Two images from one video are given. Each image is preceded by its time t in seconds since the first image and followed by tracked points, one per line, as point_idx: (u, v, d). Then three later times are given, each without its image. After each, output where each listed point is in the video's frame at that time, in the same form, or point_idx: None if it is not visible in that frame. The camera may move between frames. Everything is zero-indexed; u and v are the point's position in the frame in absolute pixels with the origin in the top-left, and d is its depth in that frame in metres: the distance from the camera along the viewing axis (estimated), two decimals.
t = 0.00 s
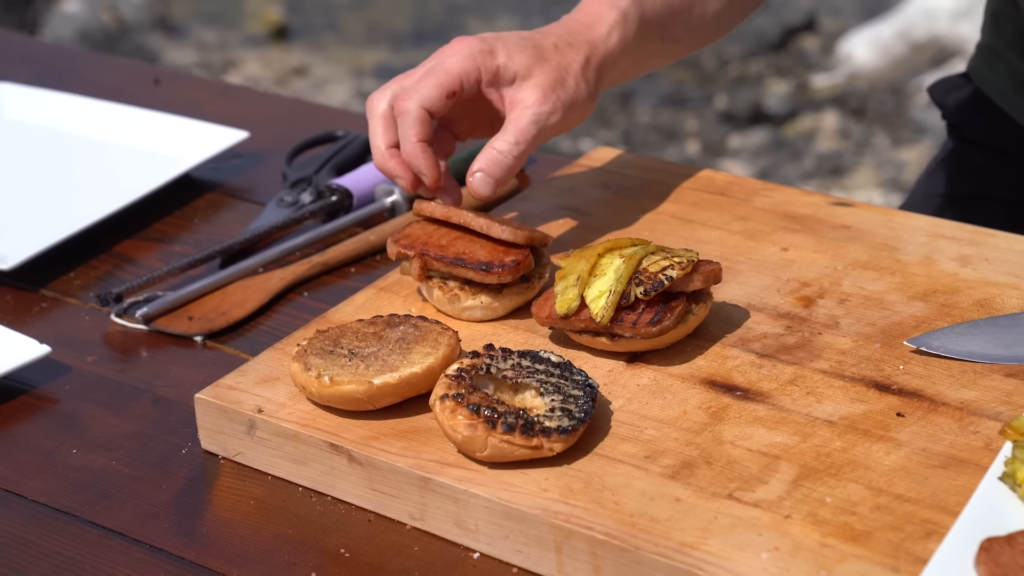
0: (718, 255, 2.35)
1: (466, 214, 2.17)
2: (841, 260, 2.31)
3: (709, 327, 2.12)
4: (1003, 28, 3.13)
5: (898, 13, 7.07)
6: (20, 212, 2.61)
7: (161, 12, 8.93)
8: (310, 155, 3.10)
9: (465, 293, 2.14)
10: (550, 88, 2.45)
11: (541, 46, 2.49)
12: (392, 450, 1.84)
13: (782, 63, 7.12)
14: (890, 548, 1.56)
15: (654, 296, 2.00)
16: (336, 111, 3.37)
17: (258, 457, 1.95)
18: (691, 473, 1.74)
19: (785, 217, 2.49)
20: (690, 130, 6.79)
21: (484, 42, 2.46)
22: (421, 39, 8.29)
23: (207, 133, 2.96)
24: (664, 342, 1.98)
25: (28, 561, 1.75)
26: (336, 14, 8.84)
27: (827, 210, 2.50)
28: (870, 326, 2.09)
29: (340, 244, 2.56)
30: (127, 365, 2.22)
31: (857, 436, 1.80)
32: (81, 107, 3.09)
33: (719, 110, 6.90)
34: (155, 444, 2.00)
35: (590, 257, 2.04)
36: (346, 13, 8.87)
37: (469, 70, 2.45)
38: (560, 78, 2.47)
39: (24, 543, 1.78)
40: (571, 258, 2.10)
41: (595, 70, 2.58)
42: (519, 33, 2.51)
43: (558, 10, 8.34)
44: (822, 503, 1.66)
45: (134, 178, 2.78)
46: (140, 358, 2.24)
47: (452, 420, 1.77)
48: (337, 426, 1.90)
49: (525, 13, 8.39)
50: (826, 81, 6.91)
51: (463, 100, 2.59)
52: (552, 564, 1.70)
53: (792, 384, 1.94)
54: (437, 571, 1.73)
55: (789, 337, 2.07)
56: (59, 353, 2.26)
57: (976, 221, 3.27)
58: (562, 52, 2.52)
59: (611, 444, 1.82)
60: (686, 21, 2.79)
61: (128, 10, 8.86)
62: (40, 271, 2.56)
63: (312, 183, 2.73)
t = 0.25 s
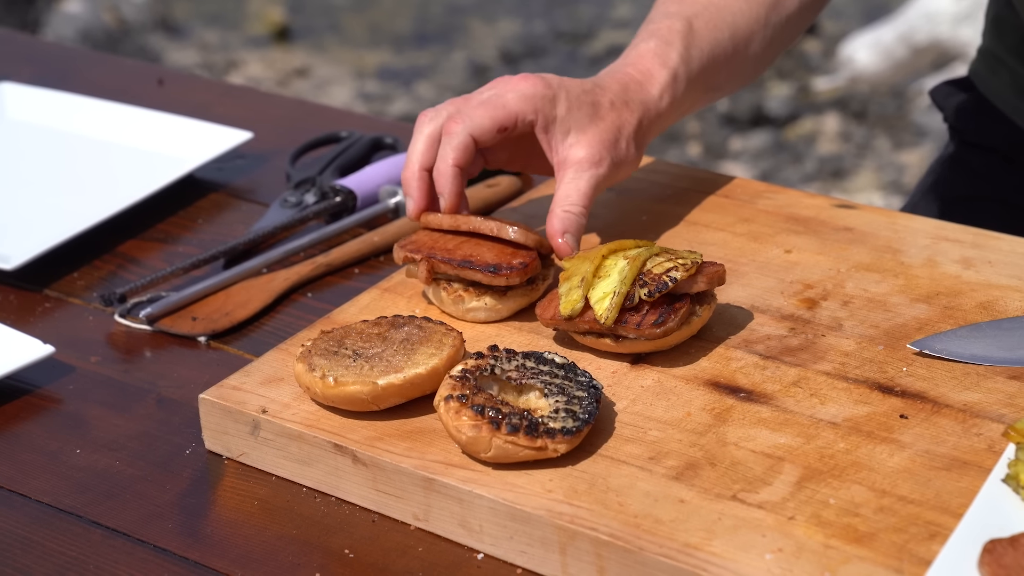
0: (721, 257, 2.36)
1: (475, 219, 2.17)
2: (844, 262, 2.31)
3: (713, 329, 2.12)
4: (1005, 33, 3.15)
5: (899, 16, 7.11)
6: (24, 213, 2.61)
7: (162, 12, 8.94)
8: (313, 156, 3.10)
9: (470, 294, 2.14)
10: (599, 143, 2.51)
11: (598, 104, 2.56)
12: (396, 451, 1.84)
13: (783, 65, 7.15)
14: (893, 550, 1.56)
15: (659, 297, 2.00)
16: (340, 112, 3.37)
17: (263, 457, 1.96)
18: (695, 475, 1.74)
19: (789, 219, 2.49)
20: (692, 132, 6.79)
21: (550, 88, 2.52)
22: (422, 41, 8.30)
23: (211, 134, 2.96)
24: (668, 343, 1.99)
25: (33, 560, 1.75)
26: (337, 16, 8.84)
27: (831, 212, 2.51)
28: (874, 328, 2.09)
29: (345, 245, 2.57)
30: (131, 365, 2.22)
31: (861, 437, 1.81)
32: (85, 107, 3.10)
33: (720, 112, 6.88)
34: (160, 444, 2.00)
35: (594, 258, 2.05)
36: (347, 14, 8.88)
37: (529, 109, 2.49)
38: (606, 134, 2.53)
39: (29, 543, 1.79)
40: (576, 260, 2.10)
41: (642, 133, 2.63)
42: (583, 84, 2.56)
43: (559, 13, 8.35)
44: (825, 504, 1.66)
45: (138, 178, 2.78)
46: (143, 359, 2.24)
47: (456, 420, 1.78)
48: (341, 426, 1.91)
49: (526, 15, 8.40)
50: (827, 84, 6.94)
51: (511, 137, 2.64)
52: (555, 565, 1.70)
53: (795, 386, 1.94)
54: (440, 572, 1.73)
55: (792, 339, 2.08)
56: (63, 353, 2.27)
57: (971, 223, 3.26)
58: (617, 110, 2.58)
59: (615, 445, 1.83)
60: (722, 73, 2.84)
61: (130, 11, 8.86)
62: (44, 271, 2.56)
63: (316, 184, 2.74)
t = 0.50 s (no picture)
0: (720, 259, 2.37)
1: (476, 221, 2.17)
2: (843, 265, 2.32)
3: (712, 331, 2.13)
4: (986, 40, 3.18)
5: (897, 19, 7.13)
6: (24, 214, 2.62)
7: (162, 14, 8.94)
8: (313, 158, 3.11)
9: (470, 296, 2.15)
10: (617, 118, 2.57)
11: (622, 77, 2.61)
12: (396, 452, 1.85)
13: (782, 68, 7.17)
14: (891, 552, 1.57)
15: (659, 299, 2.01)
16: (340, 114, 3.38)
17: (263, 458, 1.96)
18: (693, 476, 1.75)
19: (788, 221, 2.50)
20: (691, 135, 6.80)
21: (574, 58, 2.58)
22: (421, 43, 8.31)
23: (212, 135, 2.97)
24: (668, 345, 1.99)
25: (33, 560, 1.75)
26: (336, 17, 8.85)
27: (829, 215, 2.51)
28: (873, 330, 2.10)
29: (345, 247, 2.57)
30: (131, 366, 2.22)
31: (859, 440, 1.81)
32: (85, 109, 3.10)
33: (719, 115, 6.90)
34: (160, 445, 2.01)
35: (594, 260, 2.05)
36: (346, 16, 8.89)
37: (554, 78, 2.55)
38: (633, 110, 2.60)
39: (29, 543, 1.79)
40: (576, 262, 2.11)
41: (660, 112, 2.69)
42: (605, 60, 2.62)
43: (558, 15, 8.36)
44: (823, 506, 1.67)
45: (138, 179, 2.78)
46: (143, 360, 2.24)
47: (456, 422, 1.78)
48: (341, 427, 1.91)
49: (525, 17, 8.41)
50: (825, 88, 6.97)
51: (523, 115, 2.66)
52: (554, 566, 1.70)
53: (794, 388, 1.95)
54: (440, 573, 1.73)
55: (791, 341, 2.08)
56: (63, 354, 2.27)
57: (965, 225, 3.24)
58: (638, 88, 2.64)
59: (614, 446, 1.83)
60: (732, 55, 2.91)
61: (129, 12, 8.87)
62: (44, 272, 2.57)
63: (316, 186, 2.74)
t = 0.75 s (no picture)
0: (706, 265, 2.38)
1: (464, 226, 2.18)
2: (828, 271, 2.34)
3: (698, 336, 2.14)
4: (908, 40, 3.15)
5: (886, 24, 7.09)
6: (12, 219, 2.62)
7: (151, 21, 8.94)
8: (302, 164, 3.12)
9: (457, 301, 2.16)
10: (843, 104, 2.05)
11: (817, 54, 2.09)
12: (383, 456, 1.85)
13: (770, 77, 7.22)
14: (875, 555, 1.58)
15: (644, 305, 2.03)
16: (329, 120, 3.39)
17: (250, 463, 1.96)
18: (679, 480, 1.76)
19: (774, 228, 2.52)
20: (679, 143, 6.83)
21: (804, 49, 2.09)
22: (410, 50, 8.32)
23: (201, 141, 2.97)
24: (653, 350, 2.01)
25: (20, 565, 1.75)
26: (325, 25, 8.86)
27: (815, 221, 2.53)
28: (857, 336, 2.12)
29: (333, 252, 2.58)
30: (119, 371, 2.22)
31: (844, 444, 1.83)
32: (74, 114, 3.11)
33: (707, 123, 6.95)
34: (148, 449, 2.01)
35: (580, 265, 2.06)
36: (335, 23, 8.90)
37: (783, 68, 2.00)
38: (777, 82, 1.99)
39: (15, 548, 1.79)
40: (562, 267, 2.12)
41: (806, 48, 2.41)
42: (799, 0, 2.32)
43: (547, 22, 8.38)
44: (808, 510, 1.68)
45: (126, 185, 2.78)
46: (131, 365, 2.24)
47: (443, 426, 1.79)
48: (328, 432, 1.92)
49: (514, 24, 8.43)
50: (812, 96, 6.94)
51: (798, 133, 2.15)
52: (541, 569, 1.71)
53: (779, 393, 1.96)
54: None
55: (776, 346, 2.10)
56: (51, 359, 2.27)
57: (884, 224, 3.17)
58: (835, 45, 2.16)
59: (600, 451, 1.84)
60: None
61: (118, 19, 8.86)
62: (32, 278, 2.57)
63: (304, 191, 2.75)
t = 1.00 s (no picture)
0: (698, 265, 2.40)
1: (456, 227, 2.20)
2: (819, 270, 2.36)
3: (689, 335, 2.15)
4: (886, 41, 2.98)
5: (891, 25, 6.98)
6: (8, 220, 2.62)
7: (146, 25, 8.96)
8: (296, 165, 3.13)
9: (449, 301, 2.17)
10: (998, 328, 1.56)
11: (920, 110, 1.82)
12: (376, 454, 1.86)
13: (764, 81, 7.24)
14: (864, 552, 1.60)
15: (635, 304, 2.04)
16: (323, 122, 3.40)
17: (244, 461, 1.97)
18: (670, 478, 1.77)
19: (765, 229, 2.54)
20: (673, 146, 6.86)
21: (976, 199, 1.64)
22: (405, 54, 8.34)
23: (196, 143, 2.98)
24: (644, 349, 2.02)
25: (15, 562, 1.76)
26: (320, 29, 8.88)
27: (806, 222, 2.55)
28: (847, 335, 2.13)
29: (327, 253, 2.59)
30: (114, 370, 2.23)
31: (833, 442, 1.84)
32: (70, 115, 3.12)
33: (701, 126, 6.98)
34: (142, 448, 2.02)
35: (572, 265, 2.07)
36: (331, 27, 8.92)
37: (989, 285, 1.49)
38: (927, 219, 1.62)
39: (10, 546, 1.79)
40: (554, 267, 2.13)
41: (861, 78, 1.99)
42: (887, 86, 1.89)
43: (542, 27, 8.40)
44: (798, 507, 1.69)
45: (122, 186, 2.79)
46: (126, 364, 2.25)
47: (435, 424, 1.80)
48: (321, 430, 1.93)
49: (509, 28, 8.45)
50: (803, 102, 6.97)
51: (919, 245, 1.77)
52: (533, 566, 1.72)
53: (769, 392, 1.98)
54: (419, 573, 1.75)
55: (767, 346, 2.11)
56: (46, 359, 2.28)
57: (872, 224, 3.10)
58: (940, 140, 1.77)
59: (591, 448, 1.85)
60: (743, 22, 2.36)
61: (113, 24, 8.87)
62: (28, 278, 2.57)
63: (298, 193, 2.76)
